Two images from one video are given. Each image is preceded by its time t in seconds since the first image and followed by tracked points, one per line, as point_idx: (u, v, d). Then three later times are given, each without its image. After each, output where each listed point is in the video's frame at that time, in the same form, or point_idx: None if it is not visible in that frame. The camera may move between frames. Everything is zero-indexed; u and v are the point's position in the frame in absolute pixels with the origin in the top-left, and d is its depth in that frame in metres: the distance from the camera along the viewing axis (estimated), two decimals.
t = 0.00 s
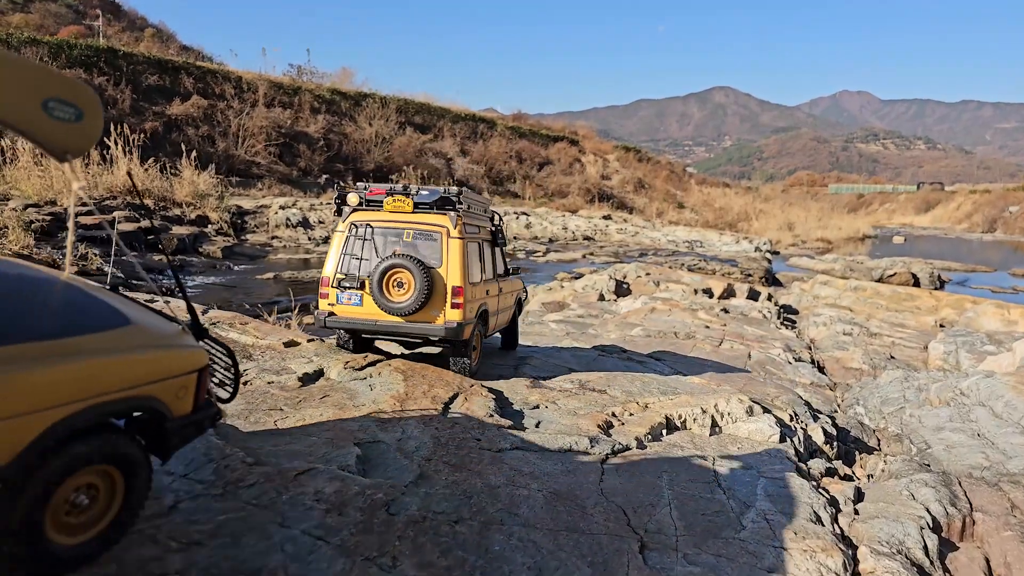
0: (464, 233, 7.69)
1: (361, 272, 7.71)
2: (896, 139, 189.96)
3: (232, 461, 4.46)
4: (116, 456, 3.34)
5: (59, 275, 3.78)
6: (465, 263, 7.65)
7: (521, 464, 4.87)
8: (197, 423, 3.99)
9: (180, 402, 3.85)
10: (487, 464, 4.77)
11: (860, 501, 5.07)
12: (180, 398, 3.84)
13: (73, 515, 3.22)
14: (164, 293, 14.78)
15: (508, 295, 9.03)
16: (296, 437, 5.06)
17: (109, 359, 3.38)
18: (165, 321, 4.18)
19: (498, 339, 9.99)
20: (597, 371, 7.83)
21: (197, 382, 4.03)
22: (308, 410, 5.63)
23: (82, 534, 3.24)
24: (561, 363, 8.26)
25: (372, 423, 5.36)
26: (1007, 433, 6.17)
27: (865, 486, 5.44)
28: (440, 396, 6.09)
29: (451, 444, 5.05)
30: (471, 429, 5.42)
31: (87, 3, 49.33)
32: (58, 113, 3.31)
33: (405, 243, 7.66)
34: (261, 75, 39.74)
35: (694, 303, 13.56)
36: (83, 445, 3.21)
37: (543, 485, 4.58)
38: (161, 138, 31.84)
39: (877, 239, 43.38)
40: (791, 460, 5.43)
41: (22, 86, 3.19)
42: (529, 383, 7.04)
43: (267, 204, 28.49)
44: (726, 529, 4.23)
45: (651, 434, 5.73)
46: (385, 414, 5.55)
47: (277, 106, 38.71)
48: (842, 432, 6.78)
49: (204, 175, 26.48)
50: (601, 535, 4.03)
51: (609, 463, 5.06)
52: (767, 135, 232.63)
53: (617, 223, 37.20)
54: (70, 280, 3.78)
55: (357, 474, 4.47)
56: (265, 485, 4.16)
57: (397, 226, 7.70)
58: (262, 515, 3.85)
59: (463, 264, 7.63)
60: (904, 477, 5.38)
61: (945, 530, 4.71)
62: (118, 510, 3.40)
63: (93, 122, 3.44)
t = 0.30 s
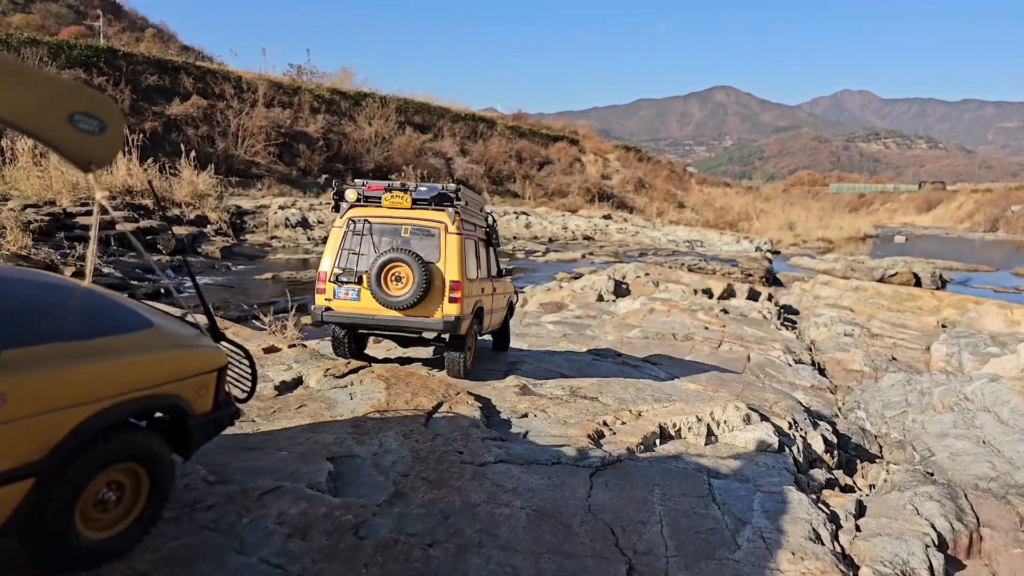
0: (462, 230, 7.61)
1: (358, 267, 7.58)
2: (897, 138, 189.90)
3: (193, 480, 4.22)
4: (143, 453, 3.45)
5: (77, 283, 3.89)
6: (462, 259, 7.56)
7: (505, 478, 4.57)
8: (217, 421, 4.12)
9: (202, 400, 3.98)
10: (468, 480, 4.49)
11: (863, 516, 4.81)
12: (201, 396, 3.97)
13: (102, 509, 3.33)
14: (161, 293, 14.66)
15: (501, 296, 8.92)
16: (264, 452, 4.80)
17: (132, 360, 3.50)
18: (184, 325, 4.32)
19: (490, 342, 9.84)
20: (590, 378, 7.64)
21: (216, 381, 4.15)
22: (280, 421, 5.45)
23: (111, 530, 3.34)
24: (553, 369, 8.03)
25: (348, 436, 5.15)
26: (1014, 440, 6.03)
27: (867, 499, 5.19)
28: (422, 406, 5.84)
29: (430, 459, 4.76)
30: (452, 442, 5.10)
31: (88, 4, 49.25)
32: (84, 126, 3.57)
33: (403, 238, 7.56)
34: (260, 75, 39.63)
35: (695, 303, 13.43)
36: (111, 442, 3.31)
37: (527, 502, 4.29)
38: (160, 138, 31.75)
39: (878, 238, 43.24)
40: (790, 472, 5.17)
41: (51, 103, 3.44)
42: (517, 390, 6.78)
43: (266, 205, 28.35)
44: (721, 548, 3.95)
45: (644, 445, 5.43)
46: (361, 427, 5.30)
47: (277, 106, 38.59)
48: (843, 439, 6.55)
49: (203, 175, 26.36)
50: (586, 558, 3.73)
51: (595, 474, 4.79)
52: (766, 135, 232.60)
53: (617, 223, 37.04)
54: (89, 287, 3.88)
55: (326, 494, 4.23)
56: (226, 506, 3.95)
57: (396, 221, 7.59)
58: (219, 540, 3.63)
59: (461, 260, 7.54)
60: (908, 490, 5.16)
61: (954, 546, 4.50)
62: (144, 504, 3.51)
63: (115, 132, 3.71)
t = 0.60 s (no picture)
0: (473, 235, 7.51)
1: (369, 261, 7.45)
2: (898, 138, 189.63)
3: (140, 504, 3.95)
4: (171, 458, 3.52)
5: (104, 289, 3.94)
6: (470, 264, 7.46)
7: (484, 495, 4.37)
8: (238, 427, 4.18)
9: (225, 407, 4.04)
10: (444, 499, 4.29)
11: (865, 534, 4.59)
12: (225, 402, 4.04)
13: (129, 510, 3.40)
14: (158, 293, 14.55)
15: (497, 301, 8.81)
16: (226, 469, 4.54)
17: (166, 369, 3.57)
18: (209, 333, 4.39)
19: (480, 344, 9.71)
20: (581, 384, 7.44)
21: (240, 388, 4.22)
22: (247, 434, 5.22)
23: (135, 533, 3.41)
24: (543, 375, 7.80)
25: (319, 450, 4.93)
26: (1019, 449, 5.90)
27: (870, 516, 4.94)
28: (403, 415, 5.65)
29: (405, 475, 4.56)
30: (430, 456, 4.89)
31: (90, 4, 49.23)
32: (121, 142, 3.36)
33: (414, 237, 7.43)
34: (261, 75, 39.53)
35: (695, 304, 13.31)
36: (141, 448, 3.37)
37: (507, 523, 4.08)
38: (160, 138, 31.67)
39: (880, 238, 43.07)
40: (790, 486, 4.93)
41: (88, 116, 3.23)
42: (505, 399, 6.54)
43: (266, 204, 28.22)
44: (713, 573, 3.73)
45: (634, 456, 5.19)
46: (334, 440, 5.07)
47: (278, 105, 38.49)
48: (843, 447, 6.39)
49: (202, 174, 26.26)
50: None
51: (581, 489, 4.58)
52: (767, 135, 232.33)
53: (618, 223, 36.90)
54: (116, 293, 3.93)
55: (290, 519, 4.00)
56: (178, 533, 3.68)
57: (407, 219, 7.47)
58: (164, 571, 3.36)
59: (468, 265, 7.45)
60: (912, 506, 4.97)
61: (962, 566, 4.28)
62: (167, 508, 3.58)
63: (151, 149, 3.48)
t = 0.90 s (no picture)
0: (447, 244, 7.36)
1: (347, 281, 7.33)
2: (901, 137, 189.12)
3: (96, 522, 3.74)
4: (189, 457, 3.62)
5: (127, 289, 4.05)
6: (449, 274, 7.33)
7: (464, 516, 4.12)
8: (257, 425, 4.24)
9: (245, 405, 4.11)
10: (420, 520, 4.04)
11: (872, 555, 4.33)
12: (244, 401, 4.11)
13: (150, 509, 3.52)
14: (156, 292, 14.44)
15: (489, 301, 8.70)
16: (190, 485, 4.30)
17: (185, 370, 3.67)
18: (228, 332, 4.46)
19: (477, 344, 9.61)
20: (575, 388, 7.25)
21: (259, 387, 4.28)
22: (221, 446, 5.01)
23: (154, 531, 3.53)
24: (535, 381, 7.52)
25: (289, 467, 4.66)
26: None
27: (878, 531, 4.72)
28: (383, 426, 5.40)
29: (380, 493, 4.31)
30: (409, 470, 4.64)
31: (92, 4, 49.25)
32: (143, 144, 3.52)
33: (389, 253, 7.30)
34: (261, 74, 39.43)
35: (694, 305, 13.17)
36: (162, 448, 3.49)
37: (487, 547, 3.85)
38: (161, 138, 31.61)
39: (883, 237, 42.88)
40: (791, 501, 4.71)
41: (111, 122, 3.39)
42: (493, 407, 6.26)
43: (267, 204, 28.07)
44: None
45: (629, 468, 4.95)
46: (308, 454, 4.84)
47: (278, 105, 38.40)
48: (848, 456, 6.23)
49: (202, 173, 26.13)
50: None
51: (570, 508, 4.33)
52: (769, 134, 231.96)
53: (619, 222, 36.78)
54: (138, 293, 4.04)
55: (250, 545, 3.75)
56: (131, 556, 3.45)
57: (380, 236, 7.34)
58: None
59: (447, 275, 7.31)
60: (921, 523, 4.78)
61: None
62: (186, 507, 3.70)
63: (172, 151, 3.64)
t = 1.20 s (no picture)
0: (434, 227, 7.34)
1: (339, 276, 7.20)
2: (904, 136, 188.56)
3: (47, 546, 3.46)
4: (207, 464, 3.55)
5: (142, 295, 3.99)
6: (438, 256, 7.29)
7: (444, 537, 3.80)
8: (273, 431, 4.17)
9: (262, 411, 4.04)
10: (394, 543, 3.72)
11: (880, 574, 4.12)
12: (262, 407, 4.04)
13: (170, 514, 3.46)
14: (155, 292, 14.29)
15: (482, 298, 8.59)
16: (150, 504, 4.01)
17: (203, 377, 3.60)
18: (242, 338, 4.39)
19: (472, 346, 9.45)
20: (570, 388, 7.04)
21: (275, 393, 4.21)
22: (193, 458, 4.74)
23: (175, 535, 3.47)
24: (528, 382, 7.09)
25: (257, 483, 4.35)
26: None
27: (886, 548, 4.53)
28: (362, 437, 5.09)
29: (352, 513, 3.99)
30: (387, 487, 4.30)
31: (96, 4, 49.28)
32: (167, 154, 3.56)
33: (378, 243, 7.24)
34: (263, 74, 39.32)
35: (694, 305, 13.02)
36: (184, 453, 3.43)
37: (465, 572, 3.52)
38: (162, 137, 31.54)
39: (886, 237, 42.66)
40: (795, 516, 4.45)
41: (137, 132, 3.41)
42: (482, 417, 5.86)
43: (267, 203, 27.93)
44: None
45: (623, 480, 4.65)
46: (279, 469, 4.53)
47: (280, 104, 38.27)
48: (853, 465, 6.07)
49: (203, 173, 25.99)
50: None
51: (558, 525, 4.01)
52: (772, 134, 231.46)
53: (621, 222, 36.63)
54: (154, 298, 3.99)
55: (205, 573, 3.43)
56: None
57: (367, 227, 7.27)
58: None
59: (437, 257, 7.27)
60: (933, 541, 4.61)
61: None
62: (204, 513, 3.63)
63: (194, 160, 3.67)
